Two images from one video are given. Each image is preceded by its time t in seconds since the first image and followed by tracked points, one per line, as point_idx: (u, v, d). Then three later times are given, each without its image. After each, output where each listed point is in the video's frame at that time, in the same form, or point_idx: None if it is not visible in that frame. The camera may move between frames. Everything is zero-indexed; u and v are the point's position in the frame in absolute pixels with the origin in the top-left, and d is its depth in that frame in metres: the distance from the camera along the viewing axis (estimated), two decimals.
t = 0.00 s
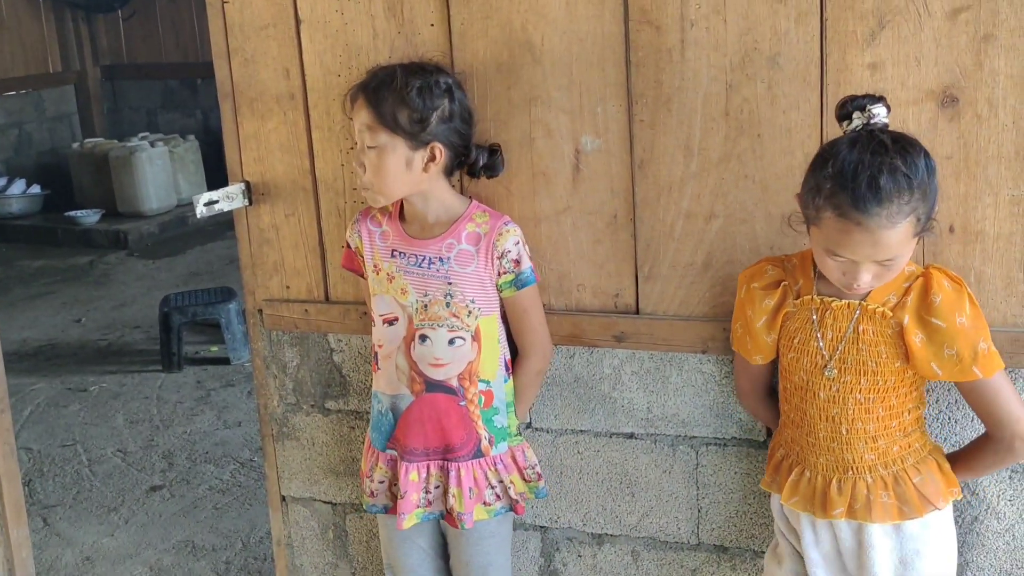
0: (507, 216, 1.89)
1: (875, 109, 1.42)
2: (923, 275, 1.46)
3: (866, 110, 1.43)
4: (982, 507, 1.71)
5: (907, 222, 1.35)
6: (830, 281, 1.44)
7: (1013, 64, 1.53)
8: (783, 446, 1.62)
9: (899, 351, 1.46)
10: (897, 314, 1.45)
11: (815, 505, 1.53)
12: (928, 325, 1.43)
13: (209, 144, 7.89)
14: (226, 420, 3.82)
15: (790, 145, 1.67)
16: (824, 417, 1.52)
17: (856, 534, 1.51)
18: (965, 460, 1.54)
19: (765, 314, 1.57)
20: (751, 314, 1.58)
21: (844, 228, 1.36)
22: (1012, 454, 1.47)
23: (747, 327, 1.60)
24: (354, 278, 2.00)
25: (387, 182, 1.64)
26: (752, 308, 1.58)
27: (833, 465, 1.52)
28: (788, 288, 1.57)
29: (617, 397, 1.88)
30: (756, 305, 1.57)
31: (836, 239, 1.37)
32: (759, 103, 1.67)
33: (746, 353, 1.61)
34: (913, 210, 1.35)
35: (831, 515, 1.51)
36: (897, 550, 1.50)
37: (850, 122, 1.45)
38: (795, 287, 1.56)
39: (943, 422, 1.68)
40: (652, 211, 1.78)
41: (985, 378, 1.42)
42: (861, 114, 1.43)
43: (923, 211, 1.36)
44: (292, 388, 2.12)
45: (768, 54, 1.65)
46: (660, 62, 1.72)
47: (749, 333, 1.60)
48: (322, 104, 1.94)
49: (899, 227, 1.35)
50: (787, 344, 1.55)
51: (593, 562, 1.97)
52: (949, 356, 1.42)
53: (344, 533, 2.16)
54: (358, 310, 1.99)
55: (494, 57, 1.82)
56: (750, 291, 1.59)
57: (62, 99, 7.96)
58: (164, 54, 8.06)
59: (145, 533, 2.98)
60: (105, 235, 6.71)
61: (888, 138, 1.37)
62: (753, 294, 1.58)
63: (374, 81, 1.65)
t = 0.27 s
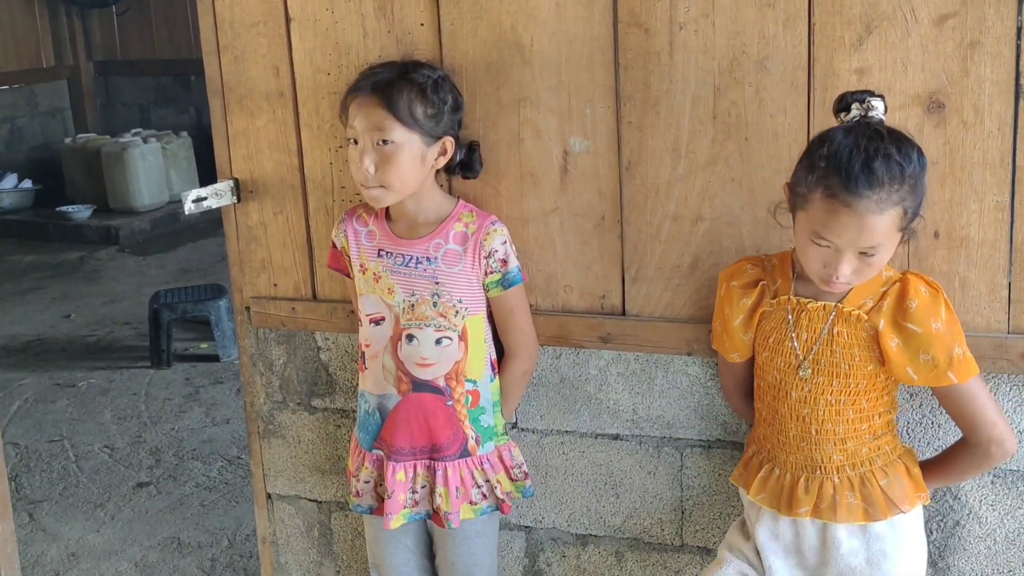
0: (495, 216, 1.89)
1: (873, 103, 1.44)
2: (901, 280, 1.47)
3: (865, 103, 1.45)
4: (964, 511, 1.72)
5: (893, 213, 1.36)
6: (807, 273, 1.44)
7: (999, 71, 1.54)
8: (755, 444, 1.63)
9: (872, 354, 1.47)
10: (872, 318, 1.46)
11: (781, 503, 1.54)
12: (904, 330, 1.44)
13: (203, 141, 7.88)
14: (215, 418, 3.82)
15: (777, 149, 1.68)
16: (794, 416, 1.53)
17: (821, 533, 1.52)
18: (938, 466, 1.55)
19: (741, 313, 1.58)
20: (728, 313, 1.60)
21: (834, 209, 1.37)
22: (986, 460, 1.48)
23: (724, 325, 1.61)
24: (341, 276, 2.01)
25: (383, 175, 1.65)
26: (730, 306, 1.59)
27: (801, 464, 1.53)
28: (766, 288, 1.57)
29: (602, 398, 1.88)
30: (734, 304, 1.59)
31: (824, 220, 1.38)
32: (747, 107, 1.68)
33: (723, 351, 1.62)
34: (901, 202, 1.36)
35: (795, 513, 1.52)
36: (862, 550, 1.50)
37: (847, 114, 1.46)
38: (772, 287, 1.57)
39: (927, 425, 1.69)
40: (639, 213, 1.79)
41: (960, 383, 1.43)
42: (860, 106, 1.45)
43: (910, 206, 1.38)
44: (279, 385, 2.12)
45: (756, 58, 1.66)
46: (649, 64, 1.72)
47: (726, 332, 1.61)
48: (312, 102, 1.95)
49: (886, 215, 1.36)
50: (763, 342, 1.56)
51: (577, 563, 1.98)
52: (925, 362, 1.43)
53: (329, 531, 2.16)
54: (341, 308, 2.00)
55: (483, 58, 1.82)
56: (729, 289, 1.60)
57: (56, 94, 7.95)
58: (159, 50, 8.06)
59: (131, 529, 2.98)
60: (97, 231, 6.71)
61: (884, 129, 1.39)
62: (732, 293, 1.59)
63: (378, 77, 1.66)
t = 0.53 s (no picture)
0: (486, 217, 1.89)
1: (855, 91, 1.51)
2: (877, 280, 1.48)
3: (846, 91, 1.51)
4: (952, 513, 1.73)
5: (867, 185, 1.37)
6: (781, 255, 1.44)
7: (987, 74, 1.55)
8: (737, 442, 1.65)
9: (848, 353, 1.47)
10: (848, 317, 1.46)
11: (759, 501, 1.55)
12: (878, 330, 1.44)
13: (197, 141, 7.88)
14: (207, 418, 3.82)
15: (767, 151, 1.69)
16: (772, 414, 1.54)
17: (798, 532, 1.53)
18: (919, 468, 1.55)
19: (721, 313, 1.60)
20: (709, 312, 1.61)
21: (808, 176, 1.39)
22: (962, 459, 1.48)
23: (704, 325, 1.63)
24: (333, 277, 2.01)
25: (376, 172, 1.64)
26: (711, 306, 1.61)
27: (780, 463, 1.54)
28: (746, 287, 1.59)
29: (592, 399, 1.89)
30: (715, 303, 1.60)
31: (798, 189, 1.39)
32: (737, 109, 1.69)
33: (705, 350, 1.64)
34: (877, 175, 1.38)
35: (772, 511, 1.53)
36: (840, 549, 1.50)
37: (830, 101, 1.52)
38: (752, 286, 1.58)
39: (915, 427, 1.70)
40: (629, 214, 1.79)
41: (934, 383, 1.43)
42: (842, 93, 1.51)
43: (885, 181, 1.39)
44: (270, 386, 2.13)
45: (746, 60, 1.67)
46: (639, 66, 1.73)
47: (706, 331, 1.63)
48: (303, 103, 1.95)
49: (860, 184, 1.37)
50: (742, 340, 1.58)
51: (567, 563, 1.98)
52: (899, 361, 1.43)
53: (320, 532, 2.16)
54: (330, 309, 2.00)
55: (475, 59, 1.83)
56: (710, 288, 1.62)
57: (49, 94, 7.94)
58: (153, 50, 8.05)
59: (122, 529, 2.98)
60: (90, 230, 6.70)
61: (866, 114, 1.41)
62: (712, 292, 1.61)
63: (373, 78, 1.66)
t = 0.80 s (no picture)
0: (479, 221, 1.90)
1: (829, 95, 1.50)
2: (866, 283, 1.48)
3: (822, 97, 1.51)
4: (945, 516, 1.73)
5: (851, 168, 1.40)
6: (770, 248, 1.44)
7: (979, 79, 1.55)
8: (731, 451, 1.64)
9: (843, 358, 1.48)
10: (841, 321, 1.47)
11: (758, 509, 1.55)
12: (872, 332, 1.45)
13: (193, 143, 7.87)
14: (201, 421, 3.81)
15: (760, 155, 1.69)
16: (768, 421, 1.54)
17: (799, 538, 1.52)
18: (914, 468, 1.55)
19: (712, 324, 1.60)
20: (699, 323, 1.61)
21: (793, 159, 1.41)
22: (958, 458, 1.48)
23: (695, 336, 1.63)
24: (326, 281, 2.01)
25: (371, 172, 1.64)
26: (701, 317, 1.61)
27: (777, 469, 1.54)
28: (735, 297, 1.59)
29: (586, 403, 1.89)
30: (705, 315, 1.60)
31: (784, 175, 1.41)
32: (730, 113, 1.69)
33: (696, 361, 1.64)
34: (860, 157, 1.40)
35: (773, 518, 1.53)
36: (838, 555, 1.51)
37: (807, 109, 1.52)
38: (741, 296, 1.58)
39: (908, 430, 1.70)
40: (622, 218, 1.79)
41: (928, 382, 1.44)
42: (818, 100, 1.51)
43: (867, 165, 1.41)
44: (263, 389, 2.13)
45: (739, 65, 1.67)
46: (633, 70, 1.73)
47: (697, 342, 1.62)
48: (297, 106, 1.95)
49: (844, 166, 1.39)
50: (735, 352, 1.57)
51: (560, 567, 1.98)
52: (893, 362, 1.43)
53: (313, 536, 2.16)
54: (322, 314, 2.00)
55: (468, 63, 1.83)
56: (699, 300, 1.62)
57: (44, 96, 7.93)
58: (148, 53, 8.05)
59: (116, 533, 2.98)
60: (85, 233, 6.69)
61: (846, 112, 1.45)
62: (702, 304, 1.61)
63: (373, 79, 1.67)
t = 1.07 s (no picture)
0: (480, 221, 1.89)
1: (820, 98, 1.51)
2: (873, 285, 1.48)
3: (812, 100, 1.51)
4: (947, 518, 1.73)
5: (866, 167, 1.40)
6: (793, 255, 1.42)
7: (982, 79, 1.55)
8: (738, 456, 1.64)
9: (852, 360, 1.48)
10: (849, 324, 1.47)
11: (768, 513, 1.54)
12: (880, 333, 1.45)
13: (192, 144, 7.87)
14: (201, 422, 3.81)
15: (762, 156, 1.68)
16: (776, 425, 1.53)
17: (808, 541, 1.52)
18: (923, 470, 1.55)
19: (718, 329, 1.58)
20: (705, 329, 1.60)
21: (811, 163, 1.40)
22: (967, 459, 1.48)
23: (700, 341, 1.61)
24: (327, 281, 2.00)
25: (381, 172, 1.63)
26: (706, 322, 1.59)
27: (785, 474, 1.53)
28: (741, 302, 1.58)
29: (587, 404, 1.89)
30: (711, 320, 1.59)
31: (804, 180, 1.40)
32: (732, 114, 1.68)
33: (702, 367, 1.62)
34: (873, 156, 1.41)
35: (783, 523, 1.52)
36: (847, 558, 1.50)
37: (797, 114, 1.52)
38: (747, 300, 1.58)
39: (910, 431, 1.69)
40: (624, 218, 1.79)
41: (938, 383, 1.43)
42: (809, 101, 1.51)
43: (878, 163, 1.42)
44: (263, 390, 2.12)
45: (741, 65, 1.66)
46: (635, 70, 1.73)
47: (703, 347, 1.61)
48: (297, 106, 1.95)
49: (860, 165, 1.39)
50: (741, 357, 1.57)
51: (561, 568, 1.98)
52: (903, 363, 1.43)
53: (313, 537, 2.15)
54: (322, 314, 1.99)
55: (470, 63, 1.82)
56: (704, 305, 1.61)
57: (43, 97, 7.92)
58: (147, 54, 8.05)
59: (115, 534, 2.97)
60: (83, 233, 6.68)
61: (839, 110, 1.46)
62: (708, 309, 1.60)
63: (377, 78, 1.67)
